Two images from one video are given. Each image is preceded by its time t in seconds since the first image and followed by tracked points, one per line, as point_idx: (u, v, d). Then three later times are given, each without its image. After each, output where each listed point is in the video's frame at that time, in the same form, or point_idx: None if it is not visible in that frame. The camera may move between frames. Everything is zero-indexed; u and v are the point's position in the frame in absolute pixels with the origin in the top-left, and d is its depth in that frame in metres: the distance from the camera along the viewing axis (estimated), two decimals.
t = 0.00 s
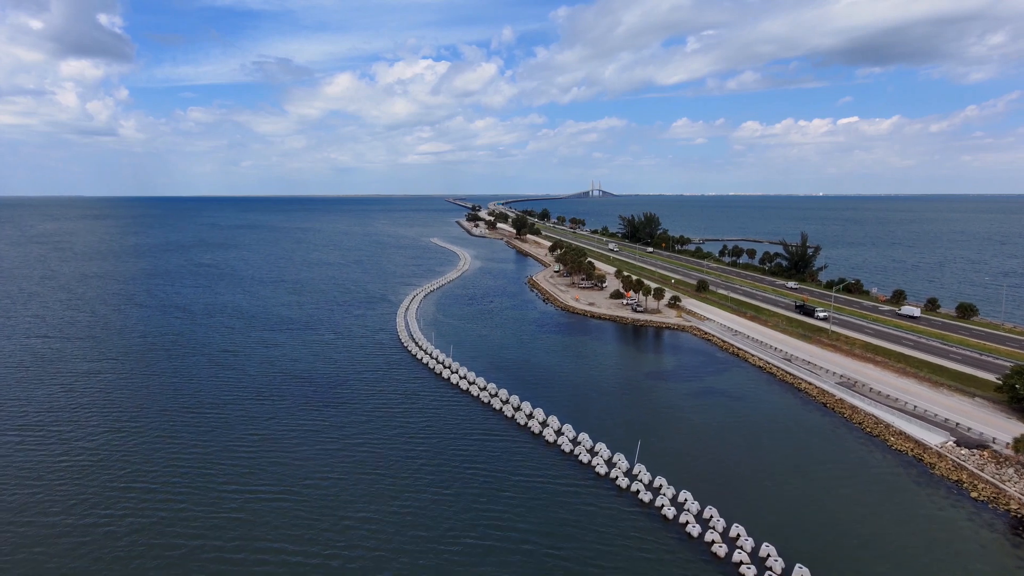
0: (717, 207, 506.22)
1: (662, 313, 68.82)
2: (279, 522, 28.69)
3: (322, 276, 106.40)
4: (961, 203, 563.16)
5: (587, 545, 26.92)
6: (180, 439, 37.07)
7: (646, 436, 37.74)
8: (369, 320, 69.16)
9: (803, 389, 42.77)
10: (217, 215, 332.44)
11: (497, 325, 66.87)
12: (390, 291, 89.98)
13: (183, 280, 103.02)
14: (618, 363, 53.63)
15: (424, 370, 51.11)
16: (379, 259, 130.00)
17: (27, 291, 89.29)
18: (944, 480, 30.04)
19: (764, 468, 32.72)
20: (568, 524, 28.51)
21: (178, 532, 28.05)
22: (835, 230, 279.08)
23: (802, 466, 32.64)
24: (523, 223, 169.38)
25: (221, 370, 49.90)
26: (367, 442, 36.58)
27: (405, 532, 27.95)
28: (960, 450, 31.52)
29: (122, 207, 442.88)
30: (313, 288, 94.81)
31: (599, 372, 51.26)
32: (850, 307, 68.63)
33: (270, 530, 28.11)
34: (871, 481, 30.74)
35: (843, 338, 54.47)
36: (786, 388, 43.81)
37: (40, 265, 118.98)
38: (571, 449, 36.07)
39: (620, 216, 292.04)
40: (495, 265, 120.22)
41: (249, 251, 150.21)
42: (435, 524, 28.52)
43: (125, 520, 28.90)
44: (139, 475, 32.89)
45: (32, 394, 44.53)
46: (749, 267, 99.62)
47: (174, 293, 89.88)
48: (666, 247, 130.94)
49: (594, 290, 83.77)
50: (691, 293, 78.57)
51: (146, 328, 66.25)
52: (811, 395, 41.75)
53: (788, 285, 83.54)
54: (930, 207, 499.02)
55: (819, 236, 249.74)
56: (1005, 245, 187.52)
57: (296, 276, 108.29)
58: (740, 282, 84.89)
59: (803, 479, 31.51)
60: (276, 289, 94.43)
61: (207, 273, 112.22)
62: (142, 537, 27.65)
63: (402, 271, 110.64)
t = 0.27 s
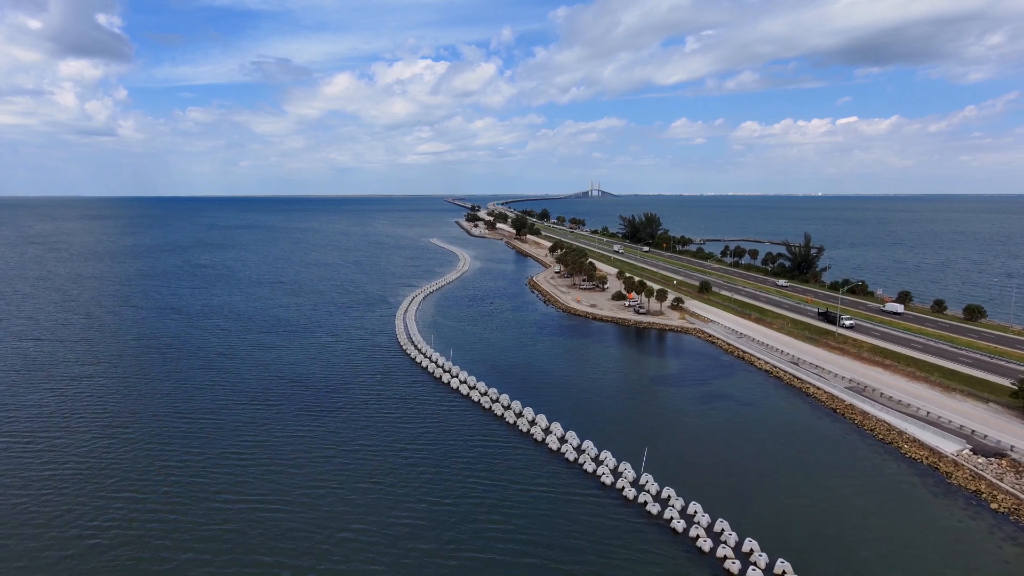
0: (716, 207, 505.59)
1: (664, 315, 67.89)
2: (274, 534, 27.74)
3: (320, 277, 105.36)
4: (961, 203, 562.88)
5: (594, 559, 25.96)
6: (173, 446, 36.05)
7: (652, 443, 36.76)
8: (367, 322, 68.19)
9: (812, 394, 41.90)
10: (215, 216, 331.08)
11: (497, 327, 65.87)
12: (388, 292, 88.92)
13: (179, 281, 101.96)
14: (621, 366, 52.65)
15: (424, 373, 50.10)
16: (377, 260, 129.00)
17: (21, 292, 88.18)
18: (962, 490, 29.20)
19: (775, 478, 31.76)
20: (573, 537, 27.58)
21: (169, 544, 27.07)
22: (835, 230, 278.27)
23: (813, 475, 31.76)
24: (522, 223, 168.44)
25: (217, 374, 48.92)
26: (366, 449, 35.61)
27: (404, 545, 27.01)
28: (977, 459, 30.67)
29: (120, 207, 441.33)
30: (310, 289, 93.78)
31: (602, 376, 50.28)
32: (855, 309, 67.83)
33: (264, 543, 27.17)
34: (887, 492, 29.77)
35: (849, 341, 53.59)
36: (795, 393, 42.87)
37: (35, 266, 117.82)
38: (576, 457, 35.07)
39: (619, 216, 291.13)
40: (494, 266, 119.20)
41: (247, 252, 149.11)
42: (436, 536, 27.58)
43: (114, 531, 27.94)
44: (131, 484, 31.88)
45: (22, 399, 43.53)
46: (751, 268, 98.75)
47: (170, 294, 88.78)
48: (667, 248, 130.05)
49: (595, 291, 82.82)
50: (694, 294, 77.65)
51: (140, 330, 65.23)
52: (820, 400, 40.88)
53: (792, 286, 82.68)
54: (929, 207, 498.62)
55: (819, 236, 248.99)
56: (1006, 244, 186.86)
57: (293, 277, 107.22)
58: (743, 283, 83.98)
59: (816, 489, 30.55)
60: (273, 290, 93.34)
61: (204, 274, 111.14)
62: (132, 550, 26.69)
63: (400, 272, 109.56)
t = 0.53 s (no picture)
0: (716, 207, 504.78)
1: (667, 317, 66.84)
2: (268, 549, 26.79)
3: (318, 278, 104.35)
4: (961, 203, 562.43)
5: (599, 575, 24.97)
6: (166, 455, 35.05)
7: (658, 450, 35.67)
8: (365, 324, 67.22)
9: (821, 400, 40.89)
10: (214, 215, 330.09)
11: (497, 329, 64.85)
12: (387, 294, 87.87)
13: (175, 282, 100.89)
14: (625, 370, 51.59)
15: (423, 377, 49.05)
16: (376, 260, 128.05)
17: (15, 294, 87.21)
18: (981, 501, 28.23)
19: (788, 488, 30.66)
20: (577, 551, 26.59)
21: (157, 559, 26.11)
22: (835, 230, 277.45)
23: (826, 484, 30.63)
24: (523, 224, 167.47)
25: (212, 378, 47.91)
26: (364, 458, 34.57)
27: (402, 561, 26.04)
28: (996, 468, 29.70)
29: (119, 207, 440.07)
30: (309, 290, 92.81)
31: (605, 380, 49.20)
32: (860, 310, 66.86)
33: (257, 558, 26.21)
34: (905, 503, 28.67)
35: (857, 343, 52.56)
36: (803, 398, 41.86)
37: (30, 267, 116.73)
38: (580, 466, 33.98)
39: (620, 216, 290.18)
40: (494, 266, 118.14)
41: (245, 252, 148.15)
42: (434, 552, 26.62)
43: (101, 545, 26.97)
44: (120, 494, 30.88)
45: (12, 404, 42.55)
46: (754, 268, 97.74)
47: (167, 295, 87.75)
48: (669, 248, 129.07)
49: (596, 292, 81.81)
50: (697, 295, 76.60)
51: (135, 332, 64.17)
52: (829, 406, 39.86)
53: (796, 288, 81.65)
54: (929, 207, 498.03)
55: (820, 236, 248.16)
56: (1008, 244, 186.15)
57: (291, 278, 106.19)
58: (746, 284, 82.95)
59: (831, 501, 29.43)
60: (271, 291, 92.34)
61: (201, 275, 110.15)
62: (118, 566, 25.71)
63: (399, 273, 108.53)
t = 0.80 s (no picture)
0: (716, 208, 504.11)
1: (671, 319, 65.79)
2: (262, 564, 25.81)
3: (316, 279, 103.31)
4: (961, 203, 562.23)
5: None
6: (158, 463, 34.05)
7: (665, 458, 34.72)
8: (364, 326, 66.20)
9: (831, 405, 39.87)
10: (213, 215, 329.09)
11: (498, 331, 63.86)
12: (386, 295, 86.81)
13: (172, 283, 99.85)
14: (628, 374, 50.58)
15: (422, 382, 48.04)
16: (376, 261, 127.04)
17: (10, 296, 86.12)
18: (1002, 514, 27.35)
19: (800, 499, 29.73)
20: (583, 566, 25.64)
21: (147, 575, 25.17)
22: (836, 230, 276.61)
23: (839, 495, 29.64)
24: (523, 224, 166.50)
25: (207, 383, 46.90)
26: (362, 467, 33.57)
27: None
28: (1016, 478, 28.78)
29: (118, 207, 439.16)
30: (307, 291, 91.76)
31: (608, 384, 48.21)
32: (866, 312, 65.91)
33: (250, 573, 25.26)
34: (922, 516, 27.80)
35: (865, 346, 51.52)
36: (812, 403, 40.89)
37: (26, 267, 115.69)
38: (585, 475, 32.99)
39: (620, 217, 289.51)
40: (494, 267, 117.11)
41: (244, 253, 147.03)
42: (435, 567, 25.67)
43: (90, 560, 26.08)
44: (111, 506, 29.92)
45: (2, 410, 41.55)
46: (756, 269, 96.73)
47: (163, 297, 86.77)
48: (670, 249, 128.06)
49: (598, 293, 80.77)
50: (700, 297, 75.54)
51: (129, 335, 63.12)
52: (840, 412, 38.84)
53: (800, 289, 80.58)
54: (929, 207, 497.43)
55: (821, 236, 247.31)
56: (1010, 245, 185.36)
57: (290, 279, 105.15)
58: (749, 286, 81.86)
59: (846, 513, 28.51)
60: (269, 292, 91.31)
61: (199, 276, 109.09)
62: None
63: (398, 274, 107.44)
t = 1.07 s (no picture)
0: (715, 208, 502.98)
1: (674, 321, 64.78)
2: None
3: (314, 281, 102.01)
4: (961, 203, 561.54)
5: None
6: (150, 475, 32.92)
7: (673, 471, 33.77)
8: (362, 328, 65.13)
9: (842, 412, 38.93)
10: (211, 216, 327.54)
11: (499, 334, 62.85)
12: (384, 296, 85.56)
13: (167, 284, 98.49)
14: (632, 378, 49.46)
15: (422, 387, 46.91)
16: (374, 262, 125.83)
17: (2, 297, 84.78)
18: None
19: (814, 518, 28.96)
20: None
21: None
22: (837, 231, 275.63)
23: (856, 514, 29.15)
24: (523, 224, 165.38)
25: (201, 388, 45.72)
26: (360, 478, 32.47)
27: None
28: None
29: (116, 208, 437.71)
30: (305, 293, 90.58)
31: (613, 389, 47.10)
32: (872, 315, 64.91)
33: None
34: (943, 535, 27.27)
35: (874, 350, 50.57)
36: (823, 410, 39.87)
37: (20, 268, 114.22)
38: (591, 487, 31.98)
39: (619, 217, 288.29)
40: (494, 268, 115.90)
41: (241, 253, 145.72)
42: None
43: None
44: (100, 519, 28.80)
45: None
46: (759, 270, 95.67)
47: (159, 298, 85.44)
48: (671, 250, 127.04)
49: (600, 295, 79.72)
50: (704, 298, 74.54)
51: (123, 338, 61.83)
52: (852, 420, 37.94)
53: (804, 291, 79.63)
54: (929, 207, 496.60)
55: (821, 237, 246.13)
56: (1013, 245, 184.37)
57: (287, 280, 103.79)
58: (753, 288, 80.85)
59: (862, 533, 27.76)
60: (266, 294, 90.06)
61: (195, 276, 107.87)
62: None
63: (397, 275, 106.17)
